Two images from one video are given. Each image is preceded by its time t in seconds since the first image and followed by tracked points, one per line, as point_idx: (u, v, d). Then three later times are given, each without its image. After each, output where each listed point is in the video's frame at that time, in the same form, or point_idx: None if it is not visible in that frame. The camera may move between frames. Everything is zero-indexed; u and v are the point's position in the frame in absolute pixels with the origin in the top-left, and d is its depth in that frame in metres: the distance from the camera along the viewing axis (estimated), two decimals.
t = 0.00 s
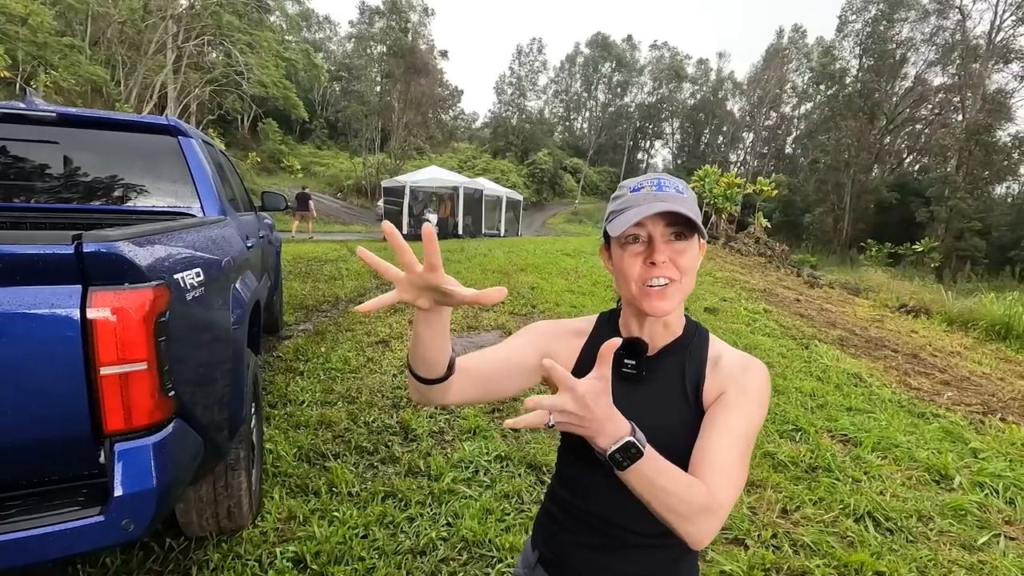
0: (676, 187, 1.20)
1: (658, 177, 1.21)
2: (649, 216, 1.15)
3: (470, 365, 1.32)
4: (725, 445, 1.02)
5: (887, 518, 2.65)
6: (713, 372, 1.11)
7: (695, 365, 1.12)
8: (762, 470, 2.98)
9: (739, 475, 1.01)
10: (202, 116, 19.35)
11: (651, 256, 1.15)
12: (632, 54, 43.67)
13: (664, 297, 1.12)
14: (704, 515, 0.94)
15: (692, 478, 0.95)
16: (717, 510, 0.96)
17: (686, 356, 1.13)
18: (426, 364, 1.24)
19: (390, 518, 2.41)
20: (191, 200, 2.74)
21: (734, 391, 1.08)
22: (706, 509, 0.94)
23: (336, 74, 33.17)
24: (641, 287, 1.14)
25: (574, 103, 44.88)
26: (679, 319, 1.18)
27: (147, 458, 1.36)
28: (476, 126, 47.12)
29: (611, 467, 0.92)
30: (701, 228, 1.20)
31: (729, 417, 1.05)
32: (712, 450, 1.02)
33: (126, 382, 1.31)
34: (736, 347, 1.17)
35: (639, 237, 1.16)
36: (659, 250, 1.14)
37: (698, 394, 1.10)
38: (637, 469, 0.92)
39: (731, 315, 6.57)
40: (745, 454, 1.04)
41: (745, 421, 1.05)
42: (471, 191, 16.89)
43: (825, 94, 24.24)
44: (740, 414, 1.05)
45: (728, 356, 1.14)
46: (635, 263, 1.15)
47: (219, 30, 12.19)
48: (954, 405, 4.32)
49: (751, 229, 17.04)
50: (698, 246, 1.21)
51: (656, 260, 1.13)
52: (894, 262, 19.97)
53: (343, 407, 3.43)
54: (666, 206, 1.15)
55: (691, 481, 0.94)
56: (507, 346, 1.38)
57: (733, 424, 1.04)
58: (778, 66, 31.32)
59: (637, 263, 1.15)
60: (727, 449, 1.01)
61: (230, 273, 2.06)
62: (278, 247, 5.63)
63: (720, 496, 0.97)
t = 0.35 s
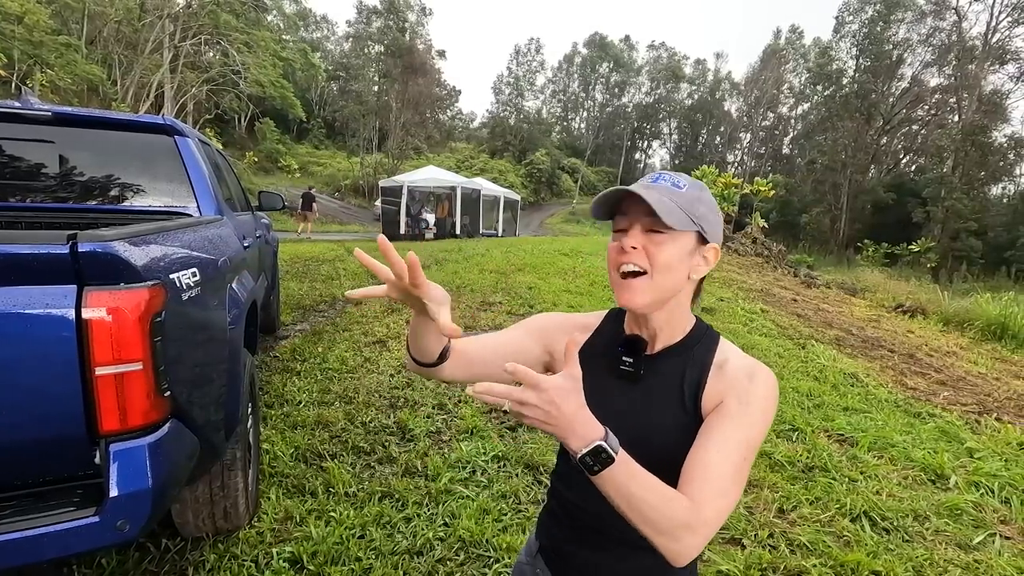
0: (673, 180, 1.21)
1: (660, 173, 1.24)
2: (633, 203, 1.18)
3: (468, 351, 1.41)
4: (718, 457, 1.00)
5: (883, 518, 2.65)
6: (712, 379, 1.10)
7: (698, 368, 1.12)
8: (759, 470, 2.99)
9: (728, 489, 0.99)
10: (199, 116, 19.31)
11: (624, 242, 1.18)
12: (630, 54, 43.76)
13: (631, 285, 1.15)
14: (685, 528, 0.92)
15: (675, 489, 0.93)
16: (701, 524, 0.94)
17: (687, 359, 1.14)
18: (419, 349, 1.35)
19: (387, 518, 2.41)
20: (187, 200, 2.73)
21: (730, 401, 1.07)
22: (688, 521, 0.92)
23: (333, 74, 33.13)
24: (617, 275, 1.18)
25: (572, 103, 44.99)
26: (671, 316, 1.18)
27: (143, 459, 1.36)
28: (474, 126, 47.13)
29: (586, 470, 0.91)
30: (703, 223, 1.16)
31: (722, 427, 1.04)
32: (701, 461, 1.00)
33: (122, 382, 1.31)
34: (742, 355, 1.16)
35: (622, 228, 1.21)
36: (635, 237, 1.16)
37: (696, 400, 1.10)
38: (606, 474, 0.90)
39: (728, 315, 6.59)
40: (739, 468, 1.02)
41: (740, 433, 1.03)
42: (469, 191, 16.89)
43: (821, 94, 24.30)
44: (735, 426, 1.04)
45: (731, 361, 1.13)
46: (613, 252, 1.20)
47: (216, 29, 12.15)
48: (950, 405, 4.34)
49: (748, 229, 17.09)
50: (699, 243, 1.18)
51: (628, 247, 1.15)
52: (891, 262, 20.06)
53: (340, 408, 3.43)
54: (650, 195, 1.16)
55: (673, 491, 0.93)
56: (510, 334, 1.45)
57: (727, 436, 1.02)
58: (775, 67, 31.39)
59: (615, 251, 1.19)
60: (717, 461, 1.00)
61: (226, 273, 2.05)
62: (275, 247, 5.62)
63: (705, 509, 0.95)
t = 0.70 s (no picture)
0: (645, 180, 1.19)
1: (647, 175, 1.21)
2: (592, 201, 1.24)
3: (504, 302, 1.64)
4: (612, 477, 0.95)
5: (880, 517, 2.66)
6: (650, 402, 1.02)
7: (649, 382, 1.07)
8: (756, 469, 3.00)
9: (614, 515, 0.94)
10: (196, 115, 19.29)
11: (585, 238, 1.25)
12: (628, 55, 43.84)
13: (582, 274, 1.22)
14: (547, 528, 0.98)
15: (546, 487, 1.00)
16: (566, 532, 0.96)
17: (642, 372, 1.10)
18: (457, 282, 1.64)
19: (385, 518, 2.41)
20: (186, 199, 2.73)
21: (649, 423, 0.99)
22: (554, 522, 0.97)
23: (331, 74, 33.12)
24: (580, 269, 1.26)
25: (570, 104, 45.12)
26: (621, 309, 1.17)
27: (141, 458, 1.36)
28: (472, 126, 47.14)
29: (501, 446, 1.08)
30: (653, 222, 1.11)
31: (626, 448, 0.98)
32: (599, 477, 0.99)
33: (121, 381, 1.31)
34: (699, 381, 1.00)
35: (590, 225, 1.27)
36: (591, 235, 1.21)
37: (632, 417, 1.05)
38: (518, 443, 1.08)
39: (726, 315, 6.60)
40: (639, 498, 0.94)
41: (642, 460, 0.94)
42: (467, 191, 16.89)
43: (819, 95, 24.34)
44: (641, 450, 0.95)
45: (679, 382, 1.01)
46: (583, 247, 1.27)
47: (214, 28, 12.14)
48: (946, 405, 4.36)
49: (745, 230, 17.12)
50: (649, 245, 1.13)
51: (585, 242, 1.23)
52: (887, 262, 20.11)
53: (338, 407, 3.42)
54: (604, 192, 1.20)
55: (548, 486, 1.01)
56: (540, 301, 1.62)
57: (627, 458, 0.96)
58: (772, 68, 31.47)
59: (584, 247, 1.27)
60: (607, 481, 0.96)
61: (224, 273, 2.05)
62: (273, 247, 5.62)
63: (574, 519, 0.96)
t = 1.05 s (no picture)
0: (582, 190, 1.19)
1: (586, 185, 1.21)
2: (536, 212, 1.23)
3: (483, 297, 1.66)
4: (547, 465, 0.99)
5: (877, 517, 2.67)
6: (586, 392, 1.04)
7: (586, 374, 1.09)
8: (754, 469, 3.00)
9: (557, 502, 0.97)
10: (194, 115, 19.25)
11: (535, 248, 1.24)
12: (626, 55, 43.93)
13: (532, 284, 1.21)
14: (496, 513, 1.03)
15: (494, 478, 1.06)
16: (510, 517, 1.01)
17: (582, 365, 1.12)
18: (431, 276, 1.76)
19: (384, 518, 2.41)
20: (184, 199, 2.72)
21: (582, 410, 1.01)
22: (500, 510, 1.02)
23: (329, 73, 33.10)
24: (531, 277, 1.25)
25: (568, 104, 45.20)
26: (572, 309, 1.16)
27: (140, 458, 1.36)
28: (471, 126, 47.13)
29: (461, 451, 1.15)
30: (589, 229, 1.11)
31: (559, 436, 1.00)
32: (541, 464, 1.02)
33: (119, 382, 1.31)
34: (628, 370, 1.01)
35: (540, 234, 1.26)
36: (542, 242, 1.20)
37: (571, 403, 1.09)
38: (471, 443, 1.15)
39: (724, 315, 6.62)
40: (575, 483, 0.96)
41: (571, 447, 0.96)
42: (465, 191, 16.89)
43: (816, 96, 24.39)
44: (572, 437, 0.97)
45: (613, 370, 1.02)
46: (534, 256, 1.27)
47: (212, 28, 12.11)
48: (943, 405, 4.37)
49: (743, 230, 17.16)
50: (588, 248, 1.13)
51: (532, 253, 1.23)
52: (885, 263, 20.16)
53: (336, 408, 3.42)
54: (544, 205, 1.21)
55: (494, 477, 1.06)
56: (523, 297, 1.60)
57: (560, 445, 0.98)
58: (770, 69, 31.55)
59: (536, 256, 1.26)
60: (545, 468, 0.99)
61: (223, 274, 2.05)
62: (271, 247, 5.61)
63: (518, 504, 1.00)
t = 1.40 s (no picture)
0: (578, 186, 1.18)
1: (566, 176, 1.20)
2: (530, 203, 1.16)
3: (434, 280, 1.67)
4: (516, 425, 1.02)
5: (874, 517, 2.68)
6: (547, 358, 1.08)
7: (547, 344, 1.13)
8: (751, 469, 3.01)
9: (528, 458, 0.99)
10: (191, 115, 19.21)
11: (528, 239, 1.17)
12: (623, 55, 44.06)
13: (526, 276, 1.16)
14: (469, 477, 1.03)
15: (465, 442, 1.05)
16: (480, 479, 1.02)
17: (539, 340, 1.15)
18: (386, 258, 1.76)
19: (381, 518, 2.41)
20: (181, 199, 2.71)
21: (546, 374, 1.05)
22: (472, 472, 1.03)
23: (327, 73, 33.07)
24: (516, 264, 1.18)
25: (566, 104, 45.27)
26: (552, 297, 1.17)
27: (136, 458, 1.35)
28: (469, 126, 47.16)
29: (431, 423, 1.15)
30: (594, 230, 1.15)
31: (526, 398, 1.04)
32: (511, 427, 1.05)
33: (116, 382, 1.30)
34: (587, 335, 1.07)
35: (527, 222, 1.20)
36: (533, 233, 1.15)
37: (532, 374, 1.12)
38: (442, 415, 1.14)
39: (721, 315, 6.64)
40: (542, 438, 0.99)
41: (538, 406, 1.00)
42: (463, 191, 16.90)
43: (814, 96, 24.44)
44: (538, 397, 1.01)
45: (574, 337, 1.07)
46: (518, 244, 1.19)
47: (209, 27, 12.10)
48: (939, 405, 4.39)
49: (741, 230, 17.20)
50: (585, 243, 1.16)
51: (528, 243, 1.15)
52: (882, 263, 20.22)
53: (334, 407, 3.42)
54: (543, 196, 1.15)
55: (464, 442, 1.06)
56: (475, 283, 1.61)
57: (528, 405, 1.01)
58: (767, 69, 31.65)
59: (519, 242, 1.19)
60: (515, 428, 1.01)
61: (220, 274, 2.04)
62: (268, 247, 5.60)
63: (490, 463, 1.02)
